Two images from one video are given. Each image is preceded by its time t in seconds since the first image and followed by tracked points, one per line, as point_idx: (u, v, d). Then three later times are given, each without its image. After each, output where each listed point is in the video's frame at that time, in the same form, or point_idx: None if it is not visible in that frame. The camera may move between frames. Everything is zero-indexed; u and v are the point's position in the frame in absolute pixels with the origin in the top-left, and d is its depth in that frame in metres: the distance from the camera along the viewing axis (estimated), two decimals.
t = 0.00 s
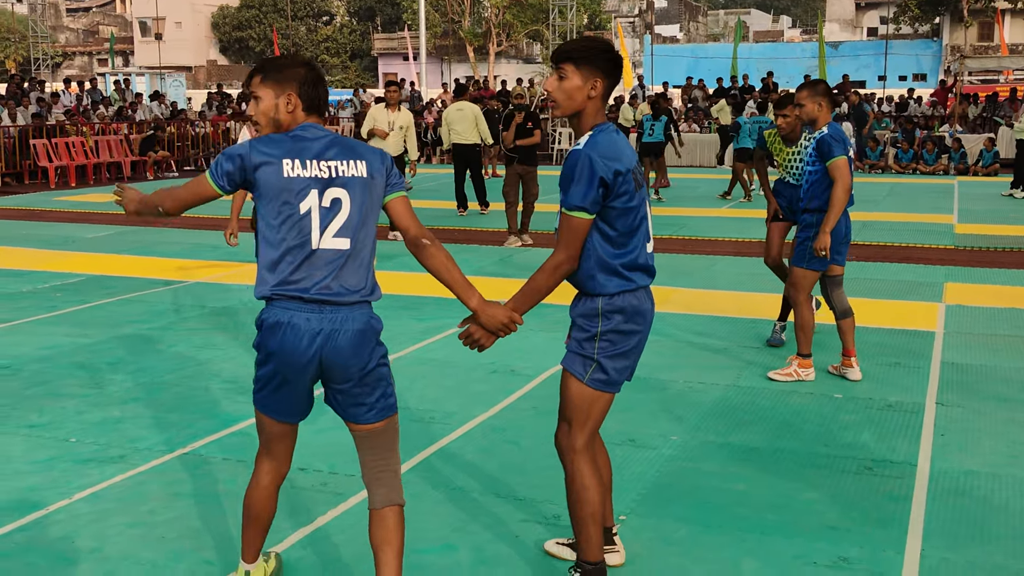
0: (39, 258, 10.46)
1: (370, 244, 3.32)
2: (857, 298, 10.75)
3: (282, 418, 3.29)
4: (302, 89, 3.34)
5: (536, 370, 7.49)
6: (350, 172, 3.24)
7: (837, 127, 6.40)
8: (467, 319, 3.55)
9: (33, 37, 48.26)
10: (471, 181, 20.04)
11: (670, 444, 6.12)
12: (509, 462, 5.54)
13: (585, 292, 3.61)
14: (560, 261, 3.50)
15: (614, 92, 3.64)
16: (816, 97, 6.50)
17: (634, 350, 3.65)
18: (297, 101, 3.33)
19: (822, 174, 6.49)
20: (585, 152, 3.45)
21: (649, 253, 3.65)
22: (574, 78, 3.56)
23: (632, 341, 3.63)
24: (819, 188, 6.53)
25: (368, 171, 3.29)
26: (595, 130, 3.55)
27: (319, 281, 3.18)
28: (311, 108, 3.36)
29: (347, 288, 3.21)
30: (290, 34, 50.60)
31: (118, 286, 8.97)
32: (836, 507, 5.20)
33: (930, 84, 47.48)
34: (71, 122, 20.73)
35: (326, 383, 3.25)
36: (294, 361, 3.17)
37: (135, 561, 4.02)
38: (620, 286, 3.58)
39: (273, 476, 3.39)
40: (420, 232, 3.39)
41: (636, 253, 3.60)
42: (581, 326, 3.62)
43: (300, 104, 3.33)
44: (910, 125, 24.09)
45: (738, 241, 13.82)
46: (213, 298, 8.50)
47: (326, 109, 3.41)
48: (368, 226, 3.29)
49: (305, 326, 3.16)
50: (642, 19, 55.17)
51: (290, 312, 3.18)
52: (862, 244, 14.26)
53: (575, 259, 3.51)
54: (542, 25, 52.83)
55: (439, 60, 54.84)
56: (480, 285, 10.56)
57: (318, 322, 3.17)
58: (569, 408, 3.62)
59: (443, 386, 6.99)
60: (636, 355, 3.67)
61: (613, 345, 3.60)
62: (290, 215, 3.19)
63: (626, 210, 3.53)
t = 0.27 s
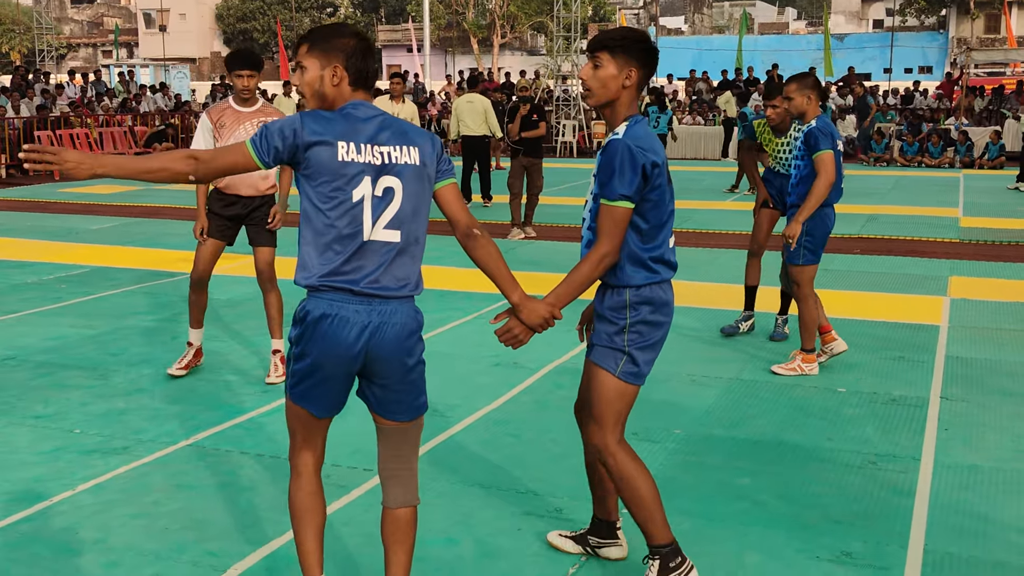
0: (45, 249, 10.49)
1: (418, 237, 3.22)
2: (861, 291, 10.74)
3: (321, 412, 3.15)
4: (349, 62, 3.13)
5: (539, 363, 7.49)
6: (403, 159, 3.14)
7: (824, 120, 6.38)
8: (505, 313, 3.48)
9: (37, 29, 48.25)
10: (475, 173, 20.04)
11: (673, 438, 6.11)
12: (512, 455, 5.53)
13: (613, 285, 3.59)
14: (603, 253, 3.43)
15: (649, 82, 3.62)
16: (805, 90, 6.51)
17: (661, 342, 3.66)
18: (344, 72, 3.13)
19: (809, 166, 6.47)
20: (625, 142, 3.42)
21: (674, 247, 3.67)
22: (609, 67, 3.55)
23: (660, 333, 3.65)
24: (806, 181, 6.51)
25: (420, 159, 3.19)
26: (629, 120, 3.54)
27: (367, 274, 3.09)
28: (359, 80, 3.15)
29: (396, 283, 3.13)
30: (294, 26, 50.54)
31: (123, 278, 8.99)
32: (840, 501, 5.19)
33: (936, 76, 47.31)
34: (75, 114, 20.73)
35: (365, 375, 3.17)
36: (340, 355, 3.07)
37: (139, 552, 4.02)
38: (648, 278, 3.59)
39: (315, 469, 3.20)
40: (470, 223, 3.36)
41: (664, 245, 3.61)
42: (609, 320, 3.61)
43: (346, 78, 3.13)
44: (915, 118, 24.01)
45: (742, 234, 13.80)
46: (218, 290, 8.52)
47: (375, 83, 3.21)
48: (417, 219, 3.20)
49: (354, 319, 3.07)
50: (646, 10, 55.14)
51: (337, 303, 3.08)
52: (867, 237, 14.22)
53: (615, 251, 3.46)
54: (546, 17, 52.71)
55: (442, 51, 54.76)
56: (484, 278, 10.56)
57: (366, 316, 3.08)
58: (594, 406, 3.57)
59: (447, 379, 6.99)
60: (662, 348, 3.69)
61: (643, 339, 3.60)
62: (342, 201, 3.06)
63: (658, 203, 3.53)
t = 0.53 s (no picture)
0: (61, 243, 10.57)
1: (444, 240, 3.09)
2: (876, 285, 10.69)
3: (366, 428, 3.00)
4: (379, 48, 2.99)
5: (553, 357, 7.49)
6: (427, 163, 2.98)
7: (822, 115, 6.36)
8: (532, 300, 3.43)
9: (54, 23, 48.45)
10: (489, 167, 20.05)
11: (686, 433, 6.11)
12: (525, 450, 5.54)
13: (655, 284, 3.59)
14: (644, 247, 3.43)
15: (683, 75, 3.61)
16: (801, 84, 6.48)
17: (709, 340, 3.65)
18: (372, 59, 2.99)
19: (809, 163, 6.44)
20: (664, 136, 3.43)
21: (714, 245, 3.67)
22: (641, 62, 3.55)
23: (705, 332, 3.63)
24: (806, 177, 6.49)
25: (446, 158, 3.03)
26: (666, 116, 3.54)
27: (392, 282, 2.97)
28: (384, 71, 3.00)
29: (421, 289, 3.01)
30: (309, 19, 50.59)
31: (138, 272, 9.05)
32: (853, 496, 5.19)
33: (952, 69, 47.00)
34: (92, 108, 20.85)
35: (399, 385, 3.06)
36: (370, 368, 2.95)
37: (156, 546, 4.06)
38: (689, 276, 3.58)
39: (390, 492, 3.01)
40: (502, 225, 3.19)
41: (706, 241, 3.61)
42: (654, 320, 3.60)
43: (375, 65, 2.99)
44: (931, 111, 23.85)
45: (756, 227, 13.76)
46: (233, 284, 8.56)
47: (405, 70, 3.06)
48: (442, 221, 3.06)
49: (381, 330, 2.95)
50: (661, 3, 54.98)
51: (363, 313, 2.96)
52: (882, 231, 14.16)
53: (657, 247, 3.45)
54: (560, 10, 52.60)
55: (456, 45, 54.79)
56: (497, 272, 10.57)
57: (393, 326, 2.96)
58: (674, 408, 3.58)
59: (460, 373, 7.01)
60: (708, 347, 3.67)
61: (691, 337, 3.57)
62: (365, 208, 2.92)
63: (698, 199, 3.54)
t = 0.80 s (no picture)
0: (67, 243, 10.60)
1: (455, 260, 3.05)
2: (881, 284, 10.68)
3: (390, 457, 2.90)
4: (378, 66, 2.94)
5: (557, 356, 7.50)
6: (435, 184, 2.94)
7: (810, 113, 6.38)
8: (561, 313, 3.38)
9: (60, 22, 48.54)
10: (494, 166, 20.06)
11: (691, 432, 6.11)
12: (529, 449, 5.55)
13: (676, 283, 3.60)
14: (666, 246, 3.43)
15: (703, 72, 3.61)
16: (787, 83, 6.44)
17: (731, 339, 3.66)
18: (371, 79, 2.94)
19: (800, 162, 6.41)
20: (682, 134, 3.43)
21: (736, 244, 3.66)
22: (659, 59, 3.55)
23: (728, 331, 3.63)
24: (797, 176, 6.46)
25: (454, 178, 2.99)
26: (687, 114, 3.53)
27: (409, 306, 2.92)
28: (387, 88, 2.96)
29: (437, 309, 2.96)
30: (314, 18, 50.59)
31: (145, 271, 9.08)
32: (858, 495, 5.19)
33: (959, 67, 46.88)
34: (98, 108, 20.90)
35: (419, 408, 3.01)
36: (392, 394, 2.89)
37: (161, 545, 4.07)
38: (710, 276, 3.58)
39: (417, 524, 2.87)
40: (516, 239, 3.12)
41: (727, 240, 3.61)
42: (675, 320, 3.61)
43: (374, 84, 2.94)
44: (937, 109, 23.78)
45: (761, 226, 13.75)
46: (238, 283, 8.59)
47: (406, 88, 3.00)
48: (452, 241, 3.02)
49: (401, 355, 2.89)
50: (666, 1, 54.91)
51: (382, 338, 2.90)
52: (887, 230, 14.13)
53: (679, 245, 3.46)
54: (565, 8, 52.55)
55: (462, 44, 54.80)
56: (502, 271, 10.58)
57: (412, 348, 2.91)
58: (697, 408, 3.60)
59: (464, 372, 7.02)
60: (731, 346, 3.66)
61: (713, 337, 3.58)
62: (376, 235, 2.87)
63: (718, 198, 3.54)
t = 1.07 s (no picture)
0: (65, 245, 10.60)
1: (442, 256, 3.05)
2: (880, 285, 10.69)
3: (388, 447, 2.90)
4: (354, 65, 2.97)
5: (556, 357, 7.50)
6: (416, 186, 2.93)
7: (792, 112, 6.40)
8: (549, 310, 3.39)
9: (58, 24, 48.51)
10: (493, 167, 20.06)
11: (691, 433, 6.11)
12: (529, 451, 5.55)
13: (668, 283, 3.61)
14: (655, 247, 3.43)
15: (703, 73, 3.59)
16: (770, 81, 6.41)
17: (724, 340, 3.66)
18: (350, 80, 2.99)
19: (783, 162, 6.37)
20: (676, 136, 3.43)
21: (730, 245, 3.65)
22: (659, 60, 3.56)
23: (721, 332, 3.63)
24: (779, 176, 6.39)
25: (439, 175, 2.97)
26: (685, 114, 3.53)
27: (396, 302, 2.93)
28: (369, 86, 2.96)
29: (423, 305, 2.97)
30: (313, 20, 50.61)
31: (143, 273, 9.08)
32: (857, 496, 5.19)
33: (957, 68, 46.91)
34: (96, 110, 20.90)
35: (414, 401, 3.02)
36: (384, 387, 2.90)
37: (160, 546, 4.07)
38: (702, 277, 3.58)
39: (419, 518, 2.84)
40: (504, 246, 3.09)
41: (720, 240, 3.60)
42: (668, 321, 3.62)
43: (352, 84, 2.99)
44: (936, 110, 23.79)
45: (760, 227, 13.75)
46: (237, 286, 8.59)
47: (390, 84, 2.98)
48: (438, 238, 3.02)
49: (390, 349, 2.90)
50: (665, 3, 54.90)
51: (371, 334, 2.92)
52: (886, 231, 14.13)
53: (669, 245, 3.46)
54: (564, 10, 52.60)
55: (460, 45, 54.82)
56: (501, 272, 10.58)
57: (400, 343, 2.91)
58: (690, 407, 3.61)
59: (463, 373, 7.02)
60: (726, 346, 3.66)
61: (703, 337, 3.58)
62: (358, 234, 2.91)
63: (712, 200, 3.53)
